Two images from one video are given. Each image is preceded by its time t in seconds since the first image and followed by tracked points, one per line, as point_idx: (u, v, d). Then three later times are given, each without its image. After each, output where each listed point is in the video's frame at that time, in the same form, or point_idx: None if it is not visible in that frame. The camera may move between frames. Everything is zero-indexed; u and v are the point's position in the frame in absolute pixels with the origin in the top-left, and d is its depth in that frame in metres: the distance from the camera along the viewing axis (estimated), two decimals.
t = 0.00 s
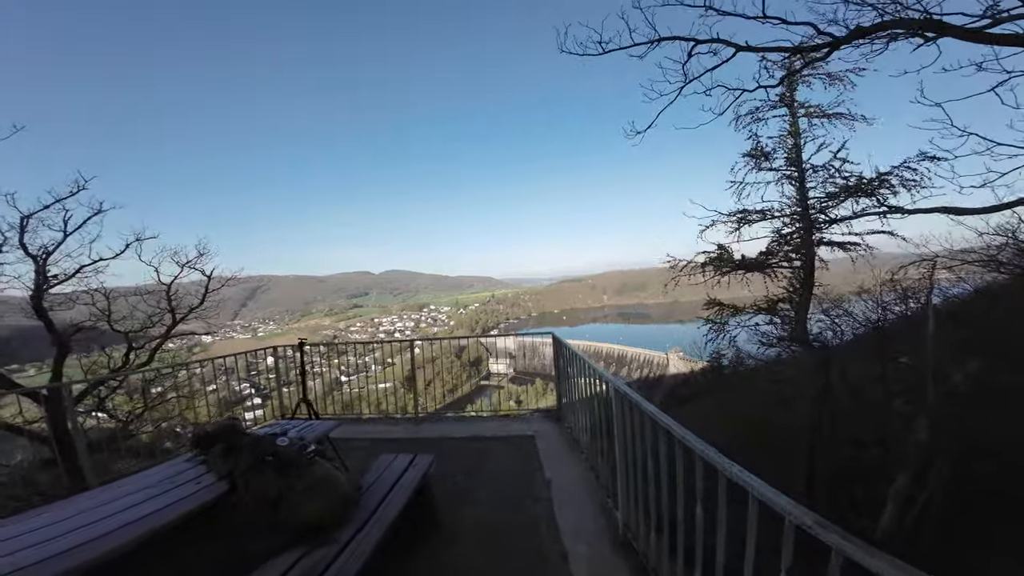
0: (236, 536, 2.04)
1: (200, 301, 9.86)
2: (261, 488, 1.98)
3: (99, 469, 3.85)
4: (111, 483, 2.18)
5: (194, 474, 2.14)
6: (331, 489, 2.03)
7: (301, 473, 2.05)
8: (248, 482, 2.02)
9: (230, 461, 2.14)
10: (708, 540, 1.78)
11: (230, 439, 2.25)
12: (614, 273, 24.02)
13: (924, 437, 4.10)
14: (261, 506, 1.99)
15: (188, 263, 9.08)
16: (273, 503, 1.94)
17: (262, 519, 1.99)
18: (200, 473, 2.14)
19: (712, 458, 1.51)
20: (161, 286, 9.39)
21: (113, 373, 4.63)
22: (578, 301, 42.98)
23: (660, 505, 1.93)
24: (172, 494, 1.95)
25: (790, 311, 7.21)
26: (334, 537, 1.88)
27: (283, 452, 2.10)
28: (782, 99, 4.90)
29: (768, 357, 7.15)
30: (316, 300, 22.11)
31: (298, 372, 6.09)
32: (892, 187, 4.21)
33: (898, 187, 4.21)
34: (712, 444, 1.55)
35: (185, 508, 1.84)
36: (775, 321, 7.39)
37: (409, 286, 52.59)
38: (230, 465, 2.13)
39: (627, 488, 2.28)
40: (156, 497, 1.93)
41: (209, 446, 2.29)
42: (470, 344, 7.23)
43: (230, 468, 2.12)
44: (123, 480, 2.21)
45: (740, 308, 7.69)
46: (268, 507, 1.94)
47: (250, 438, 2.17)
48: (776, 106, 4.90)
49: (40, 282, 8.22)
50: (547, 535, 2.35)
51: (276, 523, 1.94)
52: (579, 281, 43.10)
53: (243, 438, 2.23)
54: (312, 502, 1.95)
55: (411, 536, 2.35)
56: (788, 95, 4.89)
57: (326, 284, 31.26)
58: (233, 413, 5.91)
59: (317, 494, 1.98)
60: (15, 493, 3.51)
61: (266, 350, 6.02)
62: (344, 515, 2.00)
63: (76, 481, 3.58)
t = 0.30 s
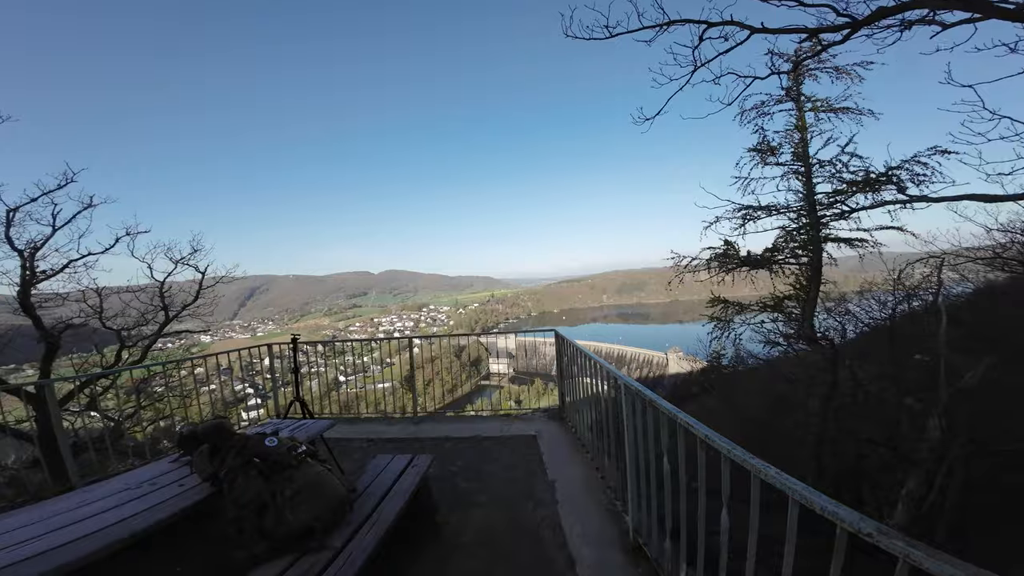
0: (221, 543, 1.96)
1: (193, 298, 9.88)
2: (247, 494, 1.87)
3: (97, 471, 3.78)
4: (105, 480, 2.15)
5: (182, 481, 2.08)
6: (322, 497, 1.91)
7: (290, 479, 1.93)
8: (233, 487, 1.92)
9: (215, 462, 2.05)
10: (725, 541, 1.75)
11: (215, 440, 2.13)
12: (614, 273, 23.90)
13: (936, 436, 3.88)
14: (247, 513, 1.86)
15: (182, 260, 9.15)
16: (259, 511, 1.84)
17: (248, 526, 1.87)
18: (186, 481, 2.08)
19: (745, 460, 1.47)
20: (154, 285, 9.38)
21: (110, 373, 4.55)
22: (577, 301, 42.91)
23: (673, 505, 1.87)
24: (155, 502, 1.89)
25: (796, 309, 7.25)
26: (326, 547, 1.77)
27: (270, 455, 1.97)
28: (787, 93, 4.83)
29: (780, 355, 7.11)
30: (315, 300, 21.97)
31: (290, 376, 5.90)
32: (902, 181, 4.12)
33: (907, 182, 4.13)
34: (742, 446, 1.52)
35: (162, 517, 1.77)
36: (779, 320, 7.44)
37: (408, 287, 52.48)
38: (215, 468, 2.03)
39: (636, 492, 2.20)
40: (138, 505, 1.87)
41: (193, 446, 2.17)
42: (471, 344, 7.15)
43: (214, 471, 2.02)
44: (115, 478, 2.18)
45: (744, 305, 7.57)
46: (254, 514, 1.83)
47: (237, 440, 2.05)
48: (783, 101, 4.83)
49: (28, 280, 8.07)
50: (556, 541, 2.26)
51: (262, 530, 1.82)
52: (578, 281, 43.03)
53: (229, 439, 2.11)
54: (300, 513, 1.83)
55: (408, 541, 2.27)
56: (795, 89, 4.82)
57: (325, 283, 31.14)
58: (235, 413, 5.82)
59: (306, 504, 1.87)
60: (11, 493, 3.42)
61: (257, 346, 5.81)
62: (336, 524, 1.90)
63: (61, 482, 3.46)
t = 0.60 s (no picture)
0: (207, 555, 1.89)
1: (185, 298, 9.88)
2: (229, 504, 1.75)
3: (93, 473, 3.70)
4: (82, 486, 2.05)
5: (157, 490, 1.96)
6: (310, 508, 1.82)
7: (276, 487, 1.82)
8: (213, 496, 1.78)
9: (196, 470, 1.90)
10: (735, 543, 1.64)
11: (195, 446, 2.00)
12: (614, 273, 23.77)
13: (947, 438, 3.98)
14: (228, 525, 1.75)
15: (174, 260, 9.09)
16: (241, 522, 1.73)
17: (230, 538, 1.76)
18: (164, 489, 1.96)
19: (751, 458, 1.30)
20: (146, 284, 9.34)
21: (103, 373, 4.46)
22: (577, 301, 42.80)
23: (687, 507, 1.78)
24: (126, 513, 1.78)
25: (802, 309, 7.06)
26: (314, 560, 1.67)
27: (254, 463, 1.85)
28: (793, 88, 4.74)
29: (782, 354, 7.00)
30: (314, 300, 21.84)
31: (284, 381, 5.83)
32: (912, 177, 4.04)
33: (917, 179, 4.05)
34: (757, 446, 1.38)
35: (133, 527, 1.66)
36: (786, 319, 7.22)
37: (407, 287, 52.34)
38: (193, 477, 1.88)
39: (644, 499, 2.11)
40: (110, 515, 1.77)
41: (174, 451, 2.06)
42: (471, 343, 7.04)
43: (194, 479, 1.87)
44: (97, 483, 2.09)
45: (750, 306, 7.52)
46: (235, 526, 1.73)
47: (218, 447, 1.93)
48: (789, 96, 4.74)
49: (17, 277, 7.99)
50: (560, 552, 2.16)
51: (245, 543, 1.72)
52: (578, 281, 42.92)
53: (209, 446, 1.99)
54: (287, 524, 1.75)
55: (401, 554, 2.16)
56: (801, 84, 4.73)
57: (324, 283, 31.02)
58: (235, 414, 5.73)
59: (293, 514, 1.78)
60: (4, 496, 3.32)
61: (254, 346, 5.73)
62: (324, 535, 1.81)
63: (50, 485, 3.36)
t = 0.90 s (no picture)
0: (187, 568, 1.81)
1: (176, 298, 9.90)
2: (206, 520, 1.62)
3: (86, 477, 3.63)
4: (56, 495, 1.97)
5: (131, 501, 1.87)
6: (290, 524, 1.73)
7: (256, 500, 1.71)
8: (189, 510, 1.65)
9: (172, 479, 1.79)
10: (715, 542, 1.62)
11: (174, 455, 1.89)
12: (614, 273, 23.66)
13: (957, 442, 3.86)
14: (208, 542, 1.61)
15: (165, 259, 8.98)
16: (218, 539, 1.61)
17: (208, 555, 1.63)
18: (138, 500, 1.87)
19: (774, 478, 1.21)
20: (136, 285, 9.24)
21: (97, 375, 4.38)
22: (577, 301, 42.69)
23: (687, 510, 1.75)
24: (95, 525, 1.69)
25: (807, 308, 6.96)
26: None
27: (234, 475, 1.74)
28: (798, 85, 4.66)
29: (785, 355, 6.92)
30: (313, 300, 21.74)
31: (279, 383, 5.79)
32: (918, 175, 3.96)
33: (924, 177, 3.98)
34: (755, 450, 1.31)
35: (100, 543, 1.58)
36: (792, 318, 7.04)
37: (407, 286, 52.24)
38: (169, 488, 1.77)
39: (648, 508, 2.04)
40: (78, 527, 1.68)
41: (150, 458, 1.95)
42: (471, 343, 6.92)
43: (170, 490, 1.76)
44: (72, 492, 2.00)
45: (753, 306, 7.35)
46: (212, 543, 1.60)
47: (196, 455, 1.82)
48: (793, 93, 4.66)
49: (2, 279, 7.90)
50: (560, 565, 2.09)
51: (222, 562, 1.59)
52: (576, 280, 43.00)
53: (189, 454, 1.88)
54: (268, 540, 1.64)
55: (395, 567, 2.10)
56: (805, 80, 4.65)
57: (324, 283, 30.88)
58: (236, 414, 5.67)
59: (273, 530, 1.68)
60: None
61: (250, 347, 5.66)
62: (308, 552, 1.74)
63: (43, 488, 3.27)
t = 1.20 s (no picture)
0: None
1: (168, 298, 9.82)
2: (177, 536, 1.53)
3: (77, 481, 3.55)
4: (20, 506, 1.87)
5: (102, 513, 1.79)
6: (269, 535, 1.66)
7: (232, 515, 1.63)
8: (159, 525, 1.56)
9: (143, 492, 1.73)
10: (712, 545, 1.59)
11: (146, 466, 1.84)
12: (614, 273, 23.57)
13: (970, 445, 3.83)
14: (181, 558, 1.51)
15: (156, 259, 8.89)
16: (191, 557, 1.51)
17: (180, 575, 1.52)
18: (108, 513, 1.78)
19: (767, 478, 1.16)
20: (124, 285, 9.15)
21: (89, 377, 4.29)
22: (576, 301, 42.61)
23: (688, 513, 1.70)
24: (60, 539, 1.60)
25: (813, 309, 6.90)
26: None
27: (207, 488, 1.65)
28: (803, 81, 4.57)
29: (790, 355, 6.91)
30: (312, 300, 21.66)
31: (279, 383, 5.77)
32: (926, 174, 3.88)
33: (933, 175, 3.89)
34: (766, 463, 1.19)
35: (60, 559, 1.48)
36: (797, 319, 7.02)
37: (406, 286, 52.17)
38: (141, 501, 1.71)
39: (653, 518, 1.95)
40: (41, 541, 1.59)
41: (126, 468, 1.92)
42: (471, 343, 6.81)
43: (141, 503, 1.70)
44: (40, 502, 1.90)
45: (757, 306, 7.28)
46: (184, 561, 1.51)
47: (167, 467, 1.76)
48: (799, 89, 4.58)
49: None
50: None
51: None
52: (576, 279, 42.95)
53: (161, 465, 1.82)
54: (245, 556, 1.55)
55: None
56: (811, 76, 4.56)
57: (323, 283, 30.80)
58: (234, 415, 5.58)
59: (251, 545, 1.59)
60: None
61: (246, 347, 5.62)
62: (289, 567, 1.66)
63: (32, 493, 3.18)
